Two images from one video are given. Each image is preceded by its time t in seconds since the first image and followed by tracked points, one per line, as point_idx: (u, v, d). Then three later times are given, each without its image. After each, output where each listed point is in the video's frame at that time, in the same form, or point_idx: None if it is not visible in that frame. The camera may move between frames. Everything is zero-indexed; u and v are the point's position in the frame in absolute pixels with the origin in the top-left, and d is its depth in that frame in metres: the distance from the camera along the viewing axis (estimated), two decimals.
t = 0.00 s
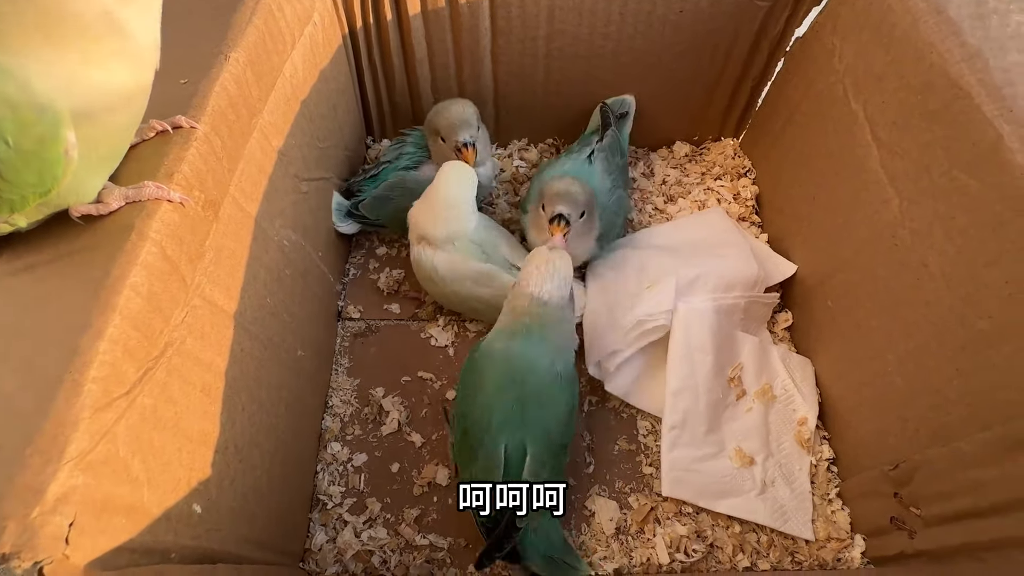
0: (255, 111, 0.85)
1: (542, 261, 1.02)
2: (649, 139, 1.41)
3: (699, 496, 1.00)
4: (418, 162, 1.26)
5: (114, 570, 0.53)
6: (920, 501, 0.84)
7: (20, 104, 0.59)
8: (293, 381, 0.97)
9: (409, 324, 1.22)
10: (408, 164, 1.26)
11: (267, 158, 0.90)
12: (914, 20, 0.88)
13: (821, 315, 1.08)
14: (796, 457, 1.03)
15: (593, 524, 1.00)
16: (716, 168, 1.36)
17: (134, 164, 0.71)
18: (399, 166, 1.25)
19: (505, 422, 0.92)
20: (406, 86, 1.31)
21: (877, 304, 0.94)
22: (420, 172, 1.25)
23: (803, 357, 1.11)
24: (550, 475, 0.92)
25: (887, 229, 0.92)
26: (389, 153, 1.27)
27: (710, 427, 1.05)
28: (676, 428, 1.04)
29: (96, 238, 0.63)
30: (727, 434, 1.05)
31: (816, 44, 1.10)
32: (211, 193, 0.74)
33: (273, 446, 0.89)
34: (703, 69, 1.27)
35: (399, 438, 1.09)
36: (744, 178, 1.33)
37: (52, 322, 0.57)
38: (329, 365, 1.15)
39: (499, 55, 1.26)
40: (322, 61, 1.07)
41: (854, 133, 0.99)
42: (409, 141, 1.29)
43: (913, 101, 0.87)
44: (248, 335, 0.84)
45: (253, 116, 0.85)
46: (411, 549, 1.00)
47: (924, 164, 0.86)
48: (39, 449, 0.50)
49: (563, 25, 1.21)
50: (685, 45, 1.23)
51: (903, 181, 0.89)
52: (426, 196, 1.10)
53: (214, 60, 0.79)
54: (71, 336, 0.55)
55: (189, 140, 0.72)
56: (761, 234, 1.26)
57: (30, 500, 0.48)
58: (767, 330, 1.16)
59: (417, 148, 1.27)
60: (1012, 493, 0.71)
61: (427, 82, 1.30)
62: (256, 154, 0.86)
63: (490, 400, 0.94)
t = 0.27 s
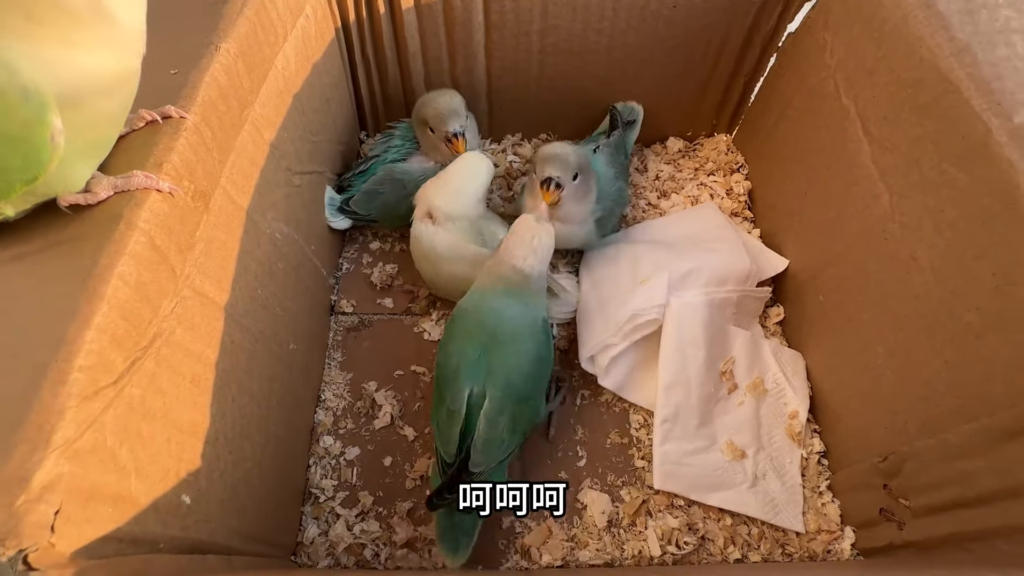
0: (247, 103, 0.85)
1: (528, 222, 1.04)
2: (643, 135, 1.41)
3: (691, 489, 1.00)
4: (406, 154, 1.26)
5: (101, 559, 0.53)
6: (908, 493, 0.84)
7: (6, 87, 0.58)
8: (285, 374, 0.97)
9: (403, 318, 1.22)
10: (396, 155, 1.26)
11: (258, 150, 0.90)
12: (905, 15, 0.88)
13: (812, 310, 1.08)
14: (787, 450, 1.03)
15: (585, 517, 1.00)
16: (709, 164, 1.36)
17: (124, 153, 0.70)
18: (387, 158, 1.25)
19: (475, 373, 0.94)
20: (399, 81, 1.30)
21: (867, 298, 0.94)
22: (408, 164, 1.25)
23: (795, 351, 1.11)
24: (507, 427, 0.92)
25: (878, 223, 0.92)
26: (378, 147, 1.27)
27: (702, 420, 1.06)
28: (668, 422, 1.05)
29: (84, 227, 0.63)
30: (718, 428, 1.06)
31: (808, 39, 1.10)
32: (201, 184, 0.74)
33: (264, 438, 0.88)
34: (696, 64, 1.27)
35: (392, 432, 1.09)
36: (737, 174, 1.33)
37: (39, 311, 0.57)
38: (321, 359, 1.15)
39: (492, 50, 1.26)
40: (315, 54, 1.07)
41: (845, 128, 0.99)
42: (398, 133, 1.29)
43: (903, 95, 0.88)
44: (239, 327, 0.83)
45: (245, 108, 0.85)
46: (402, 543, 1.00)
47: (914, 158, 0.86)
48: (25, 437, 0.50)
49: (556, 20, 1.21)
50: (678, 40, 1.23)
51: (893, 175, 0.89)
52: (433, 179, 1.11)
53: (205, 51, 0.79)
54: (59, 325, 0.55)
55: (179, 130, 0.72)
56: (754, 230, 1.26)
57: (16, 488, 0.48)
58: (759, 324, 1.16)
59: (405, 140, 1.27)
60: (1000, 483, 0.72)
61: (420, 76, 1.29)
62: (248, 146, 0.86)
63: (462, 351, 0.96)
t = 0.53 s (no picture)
0: (241, 101, 0.85)
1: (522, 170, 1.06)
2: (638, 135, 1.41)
3: (686, 492, 1.00)
4: (397, 152, 1.25)
5: (91, 558, 0.53)
6: (901, 492, 0.84)
7: None
8: (279, 373, 0.97)
9: (398, 317, 1.21)
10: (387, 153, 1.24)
11: (253, 149, 0.90)
12: (898, 16, 0.88)
13: (807, 309, 1.08)
14: (781, 452, 1.03)
15: (579, 516, 1.01)
16: (704, 164, 1.36)
17: (115, 152, 0.70)
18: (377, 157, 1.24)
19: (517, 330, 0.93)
20: (395, 80, 1.30)
21: (860, 298, 0.94)
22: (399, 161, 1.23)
23: (790, 352, 1.11)
24: (548, 363, 0.93)
25: (871, 223, 0.92)
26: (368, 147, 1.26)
27: (699, 422, 1.05)
28: (667, 425, 1.04)
29: (75, 225, 0.63)
30: (715, 429, 1.05)
31: (803, 40, 1.10)
32: (193, 182, 0.74)
33: (257, 437, 0.88)
34: (691, 64, 1.27)
35: (387, 431, 1.09)
36: (732, 174, 1.33)
37: (29, 309, 0.57)
38: (316, 359, 1.15)
39: (488, 49, 1.26)
40: (309, 54, 1.07)
41: (839, 129, 1.00)
42: (388, 132, 1.28)
43: (897, 96, 0.88)
44: (233, 326, 0.83)
45: (239, 107, 0.85)
46: (396, 542, 0.99)
47: (906, 158, 0.86)
48: (14, 435, 0.50)
49: (552, 19, 1.21)
50: (673, 40, 1.23)
51: (886, 175, 0.90)
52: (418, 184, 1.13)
53: (198, 49, 0.79)
54: (49, 323, 0.55)
55: (171, 128, 0.71)
56: (749, 229, 1.26)
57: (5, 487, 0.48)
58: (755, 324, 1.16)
59: (395, 138, 1.26)
60: (991, 482, 0.72)
61: (416, 75, 1.29)
62: (241, 145, 0.86)
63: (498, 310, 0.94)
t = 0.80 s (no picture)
0: (243, 106, 0.86)
1: (552, 191, 1.03)
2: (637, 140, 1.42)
3: (685, 524, 0.98)
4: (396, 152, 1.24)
5: (92, 558, 0.54)
6: (892, 496, 0.85)
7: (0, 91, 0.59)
8: (279, 375, 0.98)
9: (397, 319, 1.22)
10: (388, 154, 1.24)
11: (254, 153, 0.91)
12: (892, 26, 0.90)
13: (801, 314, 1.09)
14: (789, 484, 0.99)
15: (575, 517, 1.02)
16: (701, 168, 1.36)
17: (118, 157, 0.71)
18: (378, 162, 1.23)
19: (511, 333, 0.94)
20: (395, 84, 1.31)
21: (853, 304, 0.95)
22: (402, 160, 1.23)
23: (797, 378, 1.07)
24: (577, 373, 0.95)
25: (865, 230, 0.93)
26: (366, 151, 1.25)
27: (705, 454, 1.02)
28: (674, 456, 1.00)
29: (78, 230, 0.64)
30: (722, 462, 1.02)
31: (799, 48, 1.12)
32: (195, 187, 0.75)
33: (257, 438, 0.89)
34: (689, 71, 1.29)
35: (385, 433, 1.10)
36: (729, 178, 1.34)
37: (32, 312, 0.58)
38: (315, 360, 1.16)
39: (488, 55, 1.27)
40: (310, 58, 1.07)
41: (834, 136, 1.01)
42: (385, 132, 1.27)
43: (890, 105, 0.89)
44: (233, 328, 0.84)
45: (241, 112, 0.86)
46: (394, 543, 1.00)
47: (899, 167, 0.87)
48: (17, 436, 0.51)
49: (551, 26, 1.22)
50: (671, 47, 1.24)
51: (879, 182, 0.91)
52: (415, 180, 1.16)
53: (201, 55, 0.80)
54: (52, 326, 0.56)
55: (174, 134, 0.73)
56: (745, 234, 1.28)
57: (8, 487, 0.49)
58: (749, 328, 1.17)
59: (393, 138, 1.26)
60: (980, 486, 0.73)
61: (416, 80, 1.30)
62: (243, 149, 0.87)
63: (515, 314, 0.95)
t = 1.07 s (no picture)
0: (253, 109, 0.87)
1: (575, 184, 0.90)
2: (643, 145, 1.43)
3: (821, 480, 0.84)
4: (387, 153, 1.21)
5: (104, 557, 0.55)
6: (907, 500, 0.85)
7: (11, 96, 0.60)
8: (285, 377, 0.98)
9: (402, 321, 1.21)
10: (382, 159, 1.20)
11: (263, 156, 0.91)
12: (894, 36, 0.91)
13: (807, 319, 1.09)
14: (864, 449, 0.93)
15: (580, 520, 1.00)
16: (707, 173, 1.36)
17: (130, 161, 0.72)
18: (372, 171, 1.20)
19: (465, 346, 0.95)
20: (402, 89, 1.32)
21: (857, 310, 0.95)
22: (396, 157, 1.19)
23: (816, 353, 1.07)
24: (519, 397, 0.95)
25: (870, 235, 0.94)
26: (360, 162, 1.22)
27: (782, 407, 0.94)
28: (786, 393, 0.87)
29: (90, 232, 0.64)
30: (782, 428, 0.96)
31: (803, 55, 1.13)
32: (206, 189, 0.75)
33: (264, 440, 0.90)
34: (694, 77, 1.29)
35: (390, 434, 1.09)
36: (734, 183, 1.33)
37: (46, 314, 0.58)
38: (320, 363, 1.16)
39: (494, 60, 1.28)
40: (318, 63, 1.08)
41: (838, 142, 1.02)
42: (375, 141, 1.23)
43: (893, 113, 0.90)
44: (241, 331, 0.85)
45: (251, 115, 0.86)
46: (398, 544, 1.00)
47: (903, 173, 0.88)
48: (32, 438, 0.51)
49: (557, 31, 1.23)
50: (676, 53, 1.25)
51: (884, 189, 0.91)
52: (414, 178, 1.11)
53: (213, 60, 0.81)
54: (67, 328, 0.57)
55: (184, 140, 0.74)
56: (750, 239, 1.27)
57: (24, 487, 0.50)
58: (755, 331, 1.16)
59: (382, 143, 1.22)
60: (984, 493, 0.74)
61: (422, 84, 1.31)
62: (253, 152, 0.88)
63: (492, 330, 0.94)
